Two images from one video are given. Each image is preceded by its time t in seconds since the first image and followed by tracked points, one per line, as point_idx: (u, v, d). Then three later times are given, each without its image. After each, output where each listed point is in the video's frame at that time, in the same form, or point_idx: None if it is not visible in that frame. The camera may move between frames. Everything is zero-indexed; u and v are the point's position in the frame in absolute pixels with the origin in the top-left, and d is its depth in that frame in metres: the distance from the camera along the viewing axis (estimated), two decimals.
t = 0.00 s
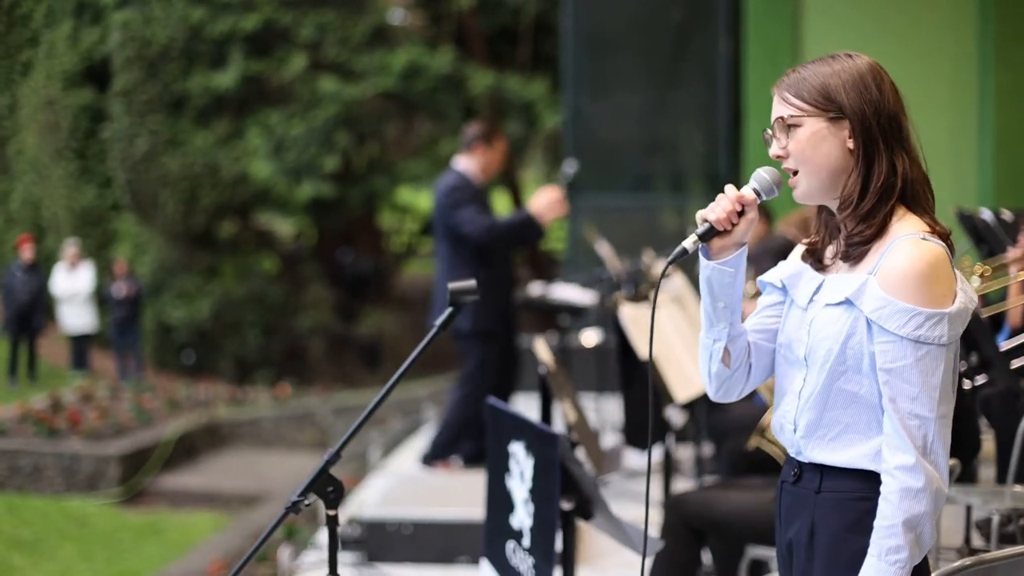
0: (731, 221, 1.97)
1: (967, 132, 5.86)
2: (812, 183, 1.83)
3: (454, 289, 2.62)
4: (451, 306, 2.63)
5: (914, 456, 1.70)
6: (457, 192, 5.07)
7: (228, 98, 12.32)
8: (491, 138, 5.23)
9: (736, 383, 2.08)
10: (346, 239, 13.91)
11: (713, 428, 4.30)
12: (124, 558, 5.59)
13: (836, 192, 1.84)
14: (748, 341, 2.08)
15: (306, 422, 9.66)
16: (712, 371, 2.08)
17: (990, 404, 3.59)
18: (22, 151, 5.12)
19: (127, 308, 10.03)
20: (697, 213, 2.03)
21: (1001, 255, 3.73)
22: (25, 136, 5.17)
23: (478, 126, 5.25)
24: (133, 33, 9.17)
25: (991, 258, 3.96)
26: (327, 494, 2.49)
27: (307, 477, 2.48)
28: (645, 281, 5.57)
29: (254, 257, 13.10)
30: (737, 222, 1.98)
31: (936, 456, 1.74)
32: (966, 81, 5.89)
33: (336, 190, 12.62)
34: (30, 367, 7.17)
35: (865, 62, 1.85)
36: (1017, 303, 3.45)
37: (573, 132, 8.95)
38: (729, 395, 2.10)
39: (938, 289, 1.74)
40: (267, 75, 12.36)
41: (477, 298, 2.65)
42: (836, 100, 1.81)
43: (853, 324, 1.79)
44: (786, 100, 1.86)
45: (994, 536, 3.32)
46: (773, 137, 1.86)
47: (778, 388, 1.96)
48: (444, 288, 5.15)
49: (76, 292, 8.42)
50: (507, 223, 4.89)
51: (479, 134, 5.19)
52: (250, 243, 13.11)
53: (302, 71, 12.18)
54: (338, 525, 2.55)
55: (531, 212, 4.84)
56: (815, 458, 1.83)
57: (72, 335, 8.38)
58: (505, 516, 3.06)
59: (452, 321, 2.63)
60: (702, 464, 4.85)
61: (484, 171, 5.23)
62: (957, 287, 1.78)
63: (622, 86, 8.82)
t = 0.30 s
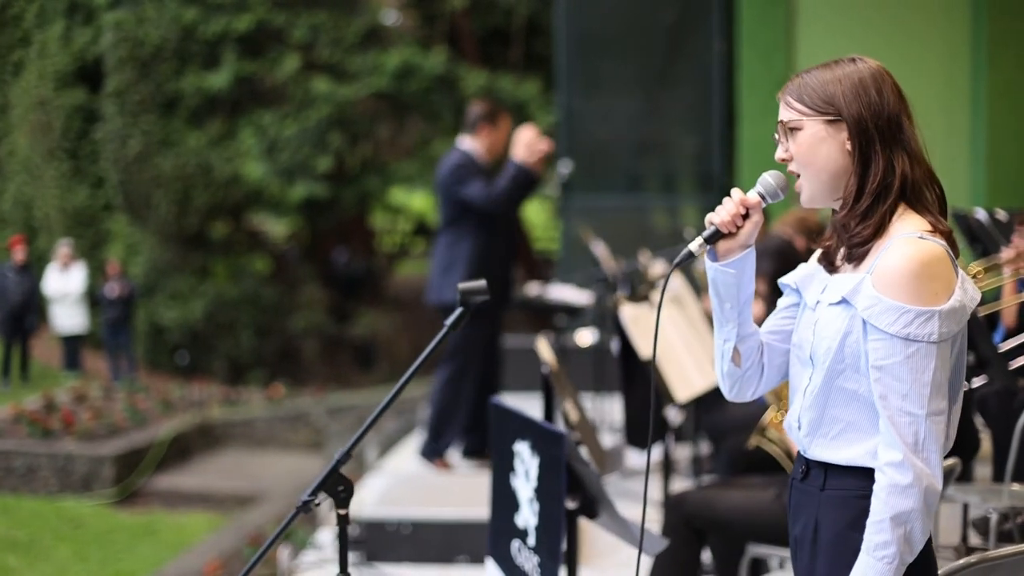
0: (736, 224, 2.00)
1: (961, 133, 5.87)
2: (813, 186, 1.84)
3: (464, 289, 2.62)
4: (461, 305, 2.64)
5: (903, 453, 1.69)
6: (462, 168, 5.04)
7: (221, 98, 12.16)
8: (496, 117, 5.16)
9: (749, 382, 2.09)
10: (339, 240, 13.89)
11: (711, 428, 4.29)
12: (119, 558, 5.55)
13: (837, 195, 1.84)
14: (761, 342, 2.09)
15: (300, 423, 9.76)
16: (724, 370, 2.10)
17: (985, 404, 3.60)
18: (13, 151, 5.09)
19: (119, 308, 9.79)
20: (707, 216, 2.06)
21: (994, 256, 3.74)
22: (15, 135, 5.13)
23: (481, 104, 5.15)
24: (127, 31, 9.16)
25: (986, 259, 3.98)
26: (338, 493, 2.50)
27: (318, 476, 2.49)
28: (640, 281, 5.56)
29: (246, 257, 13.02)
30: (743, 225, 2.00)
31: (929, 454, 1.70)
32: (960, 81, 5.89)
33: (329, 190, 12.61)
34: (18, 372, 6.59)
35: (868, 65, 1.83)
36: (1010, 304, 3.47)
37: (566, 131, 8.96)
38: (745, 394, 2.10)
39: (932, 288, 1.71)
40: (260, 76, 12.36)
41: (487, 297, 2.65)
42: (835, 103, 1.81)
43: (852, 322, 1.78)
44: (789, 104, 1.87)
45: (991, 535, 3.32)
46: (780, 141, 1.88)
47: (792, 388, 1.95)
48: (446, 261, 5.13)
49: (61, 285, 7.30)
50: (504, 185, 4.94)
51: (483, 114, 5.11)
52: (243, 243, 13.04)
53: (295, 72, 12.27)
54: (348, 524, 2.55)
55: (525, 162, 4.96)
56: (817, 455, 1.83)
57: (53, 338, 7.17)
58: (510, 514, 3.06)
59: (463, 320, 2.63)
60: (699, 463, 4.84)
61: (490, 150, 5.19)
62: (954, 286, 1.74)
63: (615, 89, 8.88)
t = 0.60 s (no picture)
0: (733, 222, 2.00)
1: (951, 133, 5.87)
2: (807, 186, 1.81)
3: (465, 288, 2.60)
4: (462, 304, 2.62)
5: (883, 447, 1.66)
6: (450, 182, 5.06)
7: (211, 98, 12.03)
8: (489, 127, 5.17)
9: (752, 377, 2.07)
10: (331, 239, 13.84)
11: (705, 427, 4.27)
12: (110, 558, 5.50)
13: (829, 193, 1.81)
14: (763, 339, 2.08)
15: (292, 422, 9.58)
16: (726, 366, 2.09)
17: (978, 402, 3.59)
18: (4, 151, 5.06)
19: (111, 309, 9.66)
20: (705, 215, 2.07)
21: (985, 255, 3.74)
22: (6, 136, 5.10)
23: (475, 113, 5.18)
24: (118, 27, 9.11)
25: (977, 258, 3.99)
26: (339, 491, 2.48)
27: (319, 476, 2.47)
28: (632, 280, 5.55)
29: (238, 257, 12.75)
30: (740, 223, 2.01)
31: (910, 450, 1.67)
32: (952, 77, 5.88)
33: (321, 190, 12.53)
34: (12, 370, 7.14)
35: (863, 66, 1.80)
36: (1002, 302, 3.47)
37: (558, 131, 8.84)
38: (747, 391, 2.08)
39: (914, 284, 1.68)
40: (251, 75, 12.22)
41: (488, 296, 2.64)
42: (826, 103, 1.79)
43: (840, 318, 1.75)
44: (784, 105, 1.85)
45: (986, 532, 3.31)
46: (777, 141, 1.86)
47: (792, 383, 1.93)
48: (435, 280, 5.12)
49: (60, 284, 7.71)
50: (491, 215, 4.90)
51: (476, 122, 5.13)
52: (233, 244, 12.74)
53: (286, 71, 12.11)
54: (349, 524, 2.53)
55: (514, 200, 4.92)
56: (809, 451, 1.81)
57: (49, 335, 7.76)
58: (508, 514, 3.05)
59: (464, 318, 2.62)
60: (693, 462, 4.82)
61: (481, 162, 5.17)
62: (940, 282, 1.70)
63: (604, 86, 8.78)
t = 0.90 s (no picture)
0: (719, 219, 2.02)
1: (942, 131, 5.88)
2: (792, 182, 1.81)
3: (457, 286, 2.60)
4: (454, 302, 2.62)
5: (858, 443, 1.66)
6: (433, 183, 5.07)
7: (201, 98, 12.15)
8: (471, 126, 5.16)
9: (742, 373, 2.08)
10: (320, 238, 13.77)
11: (695, 425, 4.28)
12: (100, 558, 5.50)
13: (814, 190, 1.81)
14: (754, 335, 2.08)
15: (282, 422, 9.62)
16: (716, 362, 2.10)
17: (969, 400, 3.60)
18: None
19: (100, 308, 9.56)
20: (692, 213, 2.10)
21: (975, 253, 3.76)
22: None
23: (458, 113, 5.14)
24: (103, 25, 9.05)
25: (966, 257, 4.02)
26: (331, 490, 2.48)
27: (311, 474, 2.47)
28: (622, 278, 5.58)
29: (227, 256, 12.78)
30: (725, 221, 2.04)
31: (886, 447, 1.66)
32: (941, 81, 5.94)
33: (310, 189, 12.35)
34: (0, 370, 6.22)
35: (852, 65, 1.80)
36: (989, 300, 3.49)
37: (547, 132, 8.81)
38: (738, 387, 2.09)
39: (891, 280, 1.67)
40: (240, 75, 12.22)
41: (480, 294, 2.64)
42: (813, 101, 1.79)
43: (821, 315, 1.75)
44: (771, 103, 1.85)
45: (976, 529, 3.33)
46: (766, 139, 1.86)
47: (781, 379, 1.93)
48: (413, 283, 5.14)
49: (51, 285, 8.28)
50: (467, 224, 4.94)
51: (459, 122, 5.10)
52: (222, 243, 12.76)
53: (275, 71, 12.11)
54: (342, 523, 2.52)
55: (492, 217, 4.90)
56: (792, 447, 1.81)
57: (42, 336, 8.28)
58: (500, 512, 3.05)
59: (456, 316, 2.62)
60: (684, 460, 4.82)
61: (462, 161, 5.18)
62: (919, 279, 1.69)
63: (594, 83, 8.82)
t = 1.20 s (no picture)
0: (702, 212, 2.03)
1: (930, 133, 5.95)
2: (775, 179, 1.82)
3: (443, 286, 2.60)
4: (440, 302, 2.61)
5: (831, 442, 1.66)
6: (404, 182, 5.09)
7: (189, 97, 12.11)
8: (442, 123, 5.17)
9: (720, 364, 2.08)
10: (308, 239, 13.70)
11: (682, 425, 4.30)
12: (89, 558, 5.48)
13: (796, 188, 1.82)
14: (734, 328, 2.09)
15: (270, 422, 9.48)
16: (694, 353, 2.11)
17: (956, 400, 3.61)
18: None
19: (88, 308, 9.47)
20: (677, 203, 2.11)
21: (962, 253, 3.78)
22: None
23: (429, 110, 5.15)
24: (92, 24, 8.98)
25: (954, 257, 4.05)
26: (317, 490, 2.48)
27: (297, 474, 2.47)
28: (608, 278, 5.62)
29: (215, 256, 12.82)
30: (707, 213, 2.04)
31: (860, 447, 1.66)
32: (929, 81, 6.00)
33: (298, 189, 12.29)
34: None
35: (839, 64, 1.80)
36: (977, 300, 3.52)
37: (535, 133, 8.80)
38: (716, 377, 2.10)
39: (869, 282, 1.68)
40: (228, 75, 12.15)
41: (466, 294, 2.64)
42: (797, 100, 1.79)
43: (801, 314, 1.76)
44: (758, 101, 1.86)
45: (963, 529, 3.34)
46: (753, 137, 1.87)
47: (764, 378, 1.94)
48: (391, 277, 5.19)
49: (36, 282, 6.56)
50: (441, 211, 4.98)
51: (429, 121, 5.12)
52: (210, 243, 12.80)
53: (264, 71, 12.04)
54: (328, 522, 2.52)
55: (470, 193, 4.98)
56: (769, 445, 1.82)
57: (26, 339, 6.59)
58: (487, 513, 3.05)
59: (442, 316, 2.62)
60: (672, 459, 4.84)
61: (434, 158, 5.21)
62: (898, 280, 1.70)
63: (581, 83, 8.83)
